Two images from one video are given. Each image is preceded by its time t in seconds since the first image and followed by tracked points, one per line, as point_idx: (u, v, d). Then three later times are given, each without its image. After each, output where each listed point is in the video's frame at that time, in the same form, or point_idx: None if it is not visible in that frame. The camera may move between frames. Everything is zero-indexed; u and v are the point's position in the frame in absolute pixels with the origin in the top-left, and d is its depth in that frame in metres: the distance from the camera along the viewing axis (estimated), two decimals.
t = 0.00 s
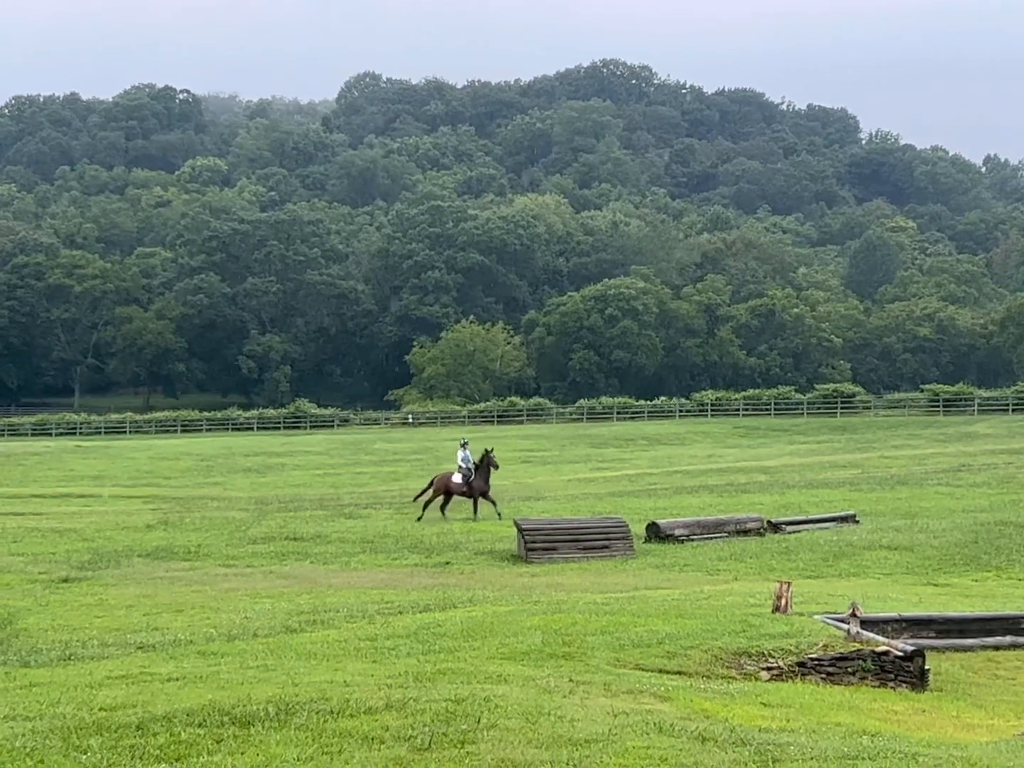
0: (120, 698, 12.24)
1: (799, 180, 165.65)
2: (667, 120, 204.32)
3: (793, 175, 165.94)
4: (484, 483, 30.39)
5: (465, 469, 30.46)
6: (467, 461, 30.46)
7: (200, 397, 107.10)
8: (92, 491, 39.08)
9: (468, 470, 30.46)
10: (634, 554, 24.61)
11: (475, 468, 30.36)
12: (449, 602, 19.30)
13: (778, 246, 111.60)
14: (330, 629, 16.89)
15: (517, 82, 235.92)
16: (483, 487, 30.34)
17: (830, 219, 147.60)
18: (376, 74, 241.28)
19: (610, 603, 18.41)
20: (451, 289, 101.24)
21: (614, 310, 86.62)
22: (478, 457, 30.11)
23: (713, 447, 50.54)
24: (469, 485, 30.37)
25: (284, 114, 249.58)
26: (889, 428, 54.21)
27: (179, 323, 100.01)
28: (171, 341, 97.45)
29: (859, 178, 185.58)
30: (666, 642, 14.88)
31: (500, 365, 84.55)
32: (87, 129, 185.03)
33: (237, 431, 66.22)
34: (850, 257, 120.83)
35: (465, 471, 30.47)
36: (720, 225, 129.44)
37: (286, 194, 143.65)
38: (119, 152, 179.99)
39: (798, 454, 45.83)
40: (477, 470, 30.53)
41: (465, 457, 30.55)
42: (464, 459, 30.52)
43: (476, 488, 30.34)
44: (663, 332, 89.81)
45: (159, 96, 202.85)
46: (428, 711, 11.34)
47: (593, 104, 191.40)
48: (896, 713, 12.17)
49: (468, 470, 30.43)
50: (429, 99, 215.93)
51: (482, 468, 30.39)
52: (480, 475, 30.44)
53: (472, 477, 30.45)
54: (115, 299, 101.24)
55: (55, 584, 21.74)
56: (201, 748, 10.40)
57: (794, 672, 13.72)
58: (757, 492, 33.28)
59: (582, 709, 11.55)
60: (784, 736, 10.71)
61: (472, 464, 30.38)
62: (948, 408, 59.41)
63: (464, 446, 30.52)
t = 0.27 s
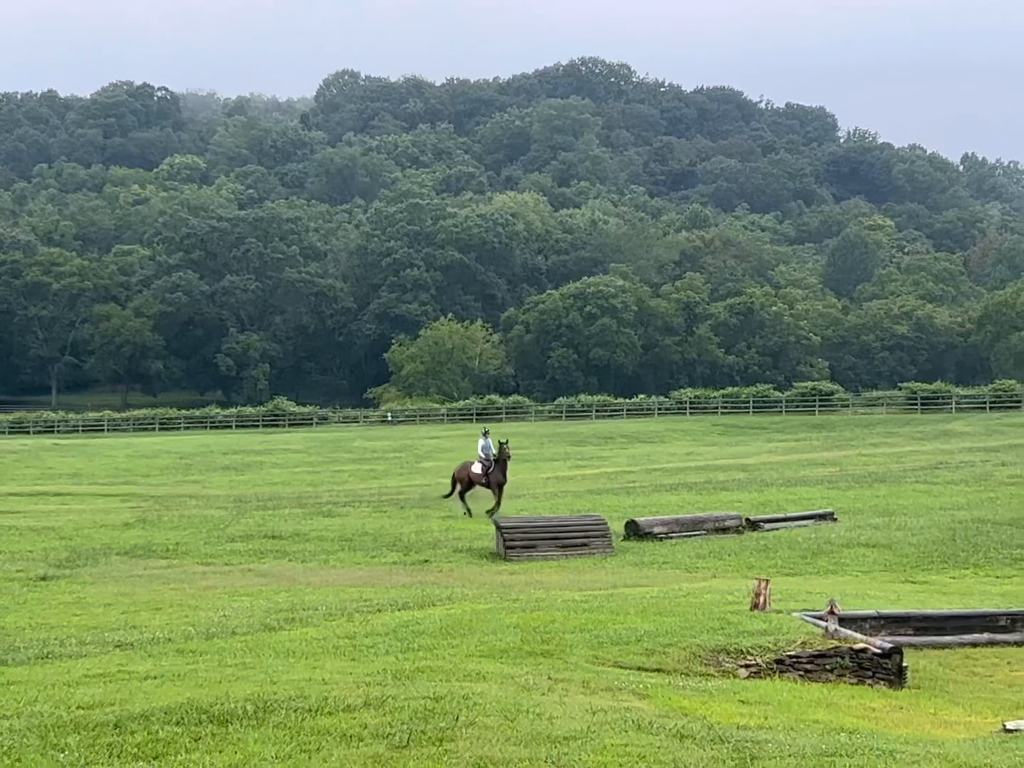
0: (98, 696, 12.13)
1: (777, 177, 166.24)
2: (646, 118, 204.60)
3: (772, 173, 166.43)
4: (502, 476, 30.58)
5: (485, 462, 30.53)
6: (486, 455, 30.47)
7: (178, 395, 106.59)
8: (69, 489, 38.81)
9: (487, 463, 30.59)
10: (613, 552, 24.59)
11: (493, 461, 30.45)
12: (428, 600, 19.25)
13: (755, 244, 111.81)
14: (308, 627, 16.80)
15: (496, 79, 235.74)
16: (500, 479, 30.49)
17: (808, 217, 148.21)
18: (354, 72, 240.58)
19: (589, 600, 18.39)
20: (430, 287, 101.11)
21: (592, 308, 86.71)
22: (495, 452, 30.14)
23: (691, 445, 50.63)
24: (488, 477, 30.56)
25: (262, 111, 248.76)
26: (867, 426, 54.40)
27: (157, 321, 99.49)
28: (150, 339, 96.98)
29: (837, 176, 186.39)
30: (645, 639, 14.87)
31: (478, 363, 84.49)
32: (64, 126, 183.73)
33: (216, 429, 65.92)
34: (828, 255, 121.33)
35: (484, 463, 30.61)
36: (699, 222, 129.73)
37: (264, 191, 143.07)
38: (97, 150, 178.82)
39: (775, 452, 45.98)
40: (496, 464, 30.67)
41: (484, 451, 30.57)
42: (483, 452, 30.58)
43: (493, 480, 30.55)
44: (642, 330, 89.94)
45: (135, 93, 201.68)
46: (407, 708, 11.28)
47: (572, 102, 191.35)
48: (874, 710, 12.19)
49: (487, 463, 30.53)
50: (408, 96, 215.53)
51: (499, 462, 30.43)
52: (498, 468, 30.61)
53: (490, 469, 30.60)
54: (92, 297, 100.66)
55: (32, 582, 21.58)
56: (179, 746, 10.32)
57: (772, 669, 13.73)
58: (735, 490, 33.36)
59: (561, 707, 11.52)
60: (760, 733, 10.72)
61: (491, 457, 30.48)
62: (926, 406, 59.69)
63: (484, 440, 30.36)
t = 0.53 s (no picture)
0: (77, 695, 12.02)
1: (757, 175, 166.73)
2: (626, 116, 204.86)
3: (752, 171, 166.92)
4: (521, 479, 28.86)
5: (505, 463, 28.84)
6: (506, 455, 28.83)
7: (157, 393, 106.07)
8: (47, 487, 38.52)
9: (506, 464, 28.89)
10: (593, 549, 24.57)
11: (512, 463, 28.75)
12: (409, 597, 19.18)
13: (735, 242, 112.00)
14: (288, 625, 16.71)
15: (476, 76, 235.43)
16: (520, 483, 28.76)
17: (788, 214, 148.74)
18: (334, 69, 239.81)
19: (570, 598, 18.35)
20: (410, 284, 100.94)
21: (572, 305, 86.73)
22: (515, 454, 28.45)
23: (672, 443, 50.69)
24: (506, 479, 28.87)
25: (242, 108, 247.63)
26: (847, 423, 54.59)
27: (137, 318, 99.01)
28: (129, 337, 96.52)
29: (817, 174, 187.10)
30: (625, 637, 14.84)
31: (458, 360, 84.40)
32: (42, 123, 182.45)
33: (195, 426, 65.59)
34: (807, 253, 121.80)
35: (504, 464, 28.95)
36: (679, 219, 129.92)
37: (244, 189, 142.49)
38: (76, 147, 177.66)
39: (755, 450, 46.08)
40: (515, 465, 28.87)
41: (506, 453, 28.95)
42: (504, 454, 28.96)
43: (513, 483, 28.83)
44: (622, 327, 90.02)
45: (114, 89, 200.37)
46: (388, 706, 11.21)
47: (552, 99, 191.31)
48: (853, 707, 12.20)
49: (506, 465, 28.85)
50: (388, 93, 215.02)
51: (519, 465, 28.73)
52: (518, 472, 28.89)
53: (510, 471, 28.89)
54: (71, 294, 100.07)
55: (11, 581, 21.39)
56: (158, 744, 10.23)
57: (751, 667, 13.73)
58: (715, 487, 33.41)
59: (541, 704, 11.48)
60: (741, 731, 10.68)
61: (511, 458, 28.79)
62: (905, 404, 59.94)
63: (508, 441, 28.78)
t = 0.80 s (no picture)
0: (55, 693, 11.89)
1: (736, 173, 167.29)
2: (606, 113, 205.15)
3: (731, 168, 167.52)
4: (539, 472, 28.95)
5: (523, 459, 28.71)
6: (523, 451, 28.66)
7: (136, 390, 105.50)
8: (23, 485, 38.25)
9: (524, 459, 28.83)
10: (572, 546, 24.55)
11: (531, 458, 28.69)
12: (388, 595, 19.11)
13: (714, 239, 112.11)
14: (267, 623, 16.62)
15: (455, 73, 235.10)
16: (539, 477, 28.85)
17: (767, 212, 149.12)
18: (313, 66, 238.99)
19: (550, 595, 18.32)
20: (390, 282, 100.72)
21: (552, 303, 86.72)
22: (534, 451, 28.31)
23: (652, 440, 50.76)
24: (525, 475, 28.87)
25: (221, 105, 246.61)
26: (826, 420, 54.81)
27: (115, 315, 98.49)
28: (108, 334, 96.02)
29: (796, 171, 187.66)
30: (604, 633, 14.82)
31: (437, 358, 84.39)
32: (19, 119, 181.06)
33: (174, 424, 65.26)
34: (787, 251, 122.16)
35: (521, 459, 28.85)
36: (659, 217, 130.03)
37: (223, 186, 141.87)
38: (53, 144, 176.40)
39: (735, 447, 46.16)
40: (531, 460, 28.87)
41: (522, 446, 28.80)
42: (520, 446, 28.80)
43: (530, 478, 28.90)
44: (601, 325, 90.06)
45: (92, 86, 199.13)
46: (367, 704, 11.14)
47: (531, 97, 191.27)
48: (831, 704, 12.21)
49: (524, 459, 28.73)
50: (367, 91, 214.48)
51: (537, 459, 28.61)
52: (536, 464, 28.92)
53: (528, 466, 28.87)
54: (49, 291, 99.41)
55: None
56: (136, 742, 10.15)
57: (730, 663, 13.75)
58: (695, 484, 33.46)
59: (520, 701, 11.44)
60: (719, 727, 10.66)
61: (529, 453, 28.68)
62: (884, 400, 60.13)
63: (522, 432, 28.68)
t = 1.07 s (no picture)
0: (31, 690, 11.77)
1: (714, 170, 167.72)
2: (584, 110, 205.28)
3: (709, 165, 167.96)
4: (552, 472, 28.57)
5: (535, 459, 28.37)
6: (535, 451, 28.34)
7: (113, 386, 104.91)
8: None
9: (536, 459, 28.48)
10: (550, 543, 24.53)
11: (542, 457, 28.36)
12: (367, 591, 19.02)
13: (692, 235, 112.26)
14: (246, 619, 16.50)
15: (433, 70, 234.74)
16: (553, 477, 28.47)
17: (745, 209, 149.54)
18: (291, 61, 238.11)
19: (528, 591, 18.28)
20: (368, 278, 100.47)
21: (530, 299, 86.67)
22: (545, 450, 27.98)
23: (629, 436, 50.87)
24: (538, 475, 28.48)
25: (198, 101, 245.51)
26: (803, 417, 55.06)
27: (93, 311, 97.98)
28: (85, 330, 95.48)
29: (774, 168, 188.24)
30: (582, 630, 14.80)
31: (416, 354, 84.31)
32: None
33: (152, 420, 64.93)
34: (764, 247, 122.53)
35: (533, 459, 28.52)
36: (637, 213, 130.13)
37: (201, 182, 141.15)
38: (29, 139, 175.06)
39: (713, 443, 46.25)
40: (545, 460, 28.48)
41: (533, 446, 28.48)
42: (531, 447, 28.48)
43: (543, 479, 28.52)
44: (580, 321, 90.06)
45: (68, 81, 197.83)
46: (344, 701, 11.08)
47: (509, 93, 191.14)
48: (809, 699, 12.21)
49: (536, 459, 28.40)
50: (346, 87, 213.92)
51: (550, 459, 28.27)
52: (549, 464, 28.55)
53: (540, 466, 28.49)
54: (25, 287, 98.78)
55: None
56: (113, 739, 10.05)
57: (708, 659, 13.75)
58: (673, 480, 33.52)
59: (498, 697, 11.39)
60: (696, 723, 10.66)
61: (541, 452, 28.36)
62: (861, 397, 60.34)
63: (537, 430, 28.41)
